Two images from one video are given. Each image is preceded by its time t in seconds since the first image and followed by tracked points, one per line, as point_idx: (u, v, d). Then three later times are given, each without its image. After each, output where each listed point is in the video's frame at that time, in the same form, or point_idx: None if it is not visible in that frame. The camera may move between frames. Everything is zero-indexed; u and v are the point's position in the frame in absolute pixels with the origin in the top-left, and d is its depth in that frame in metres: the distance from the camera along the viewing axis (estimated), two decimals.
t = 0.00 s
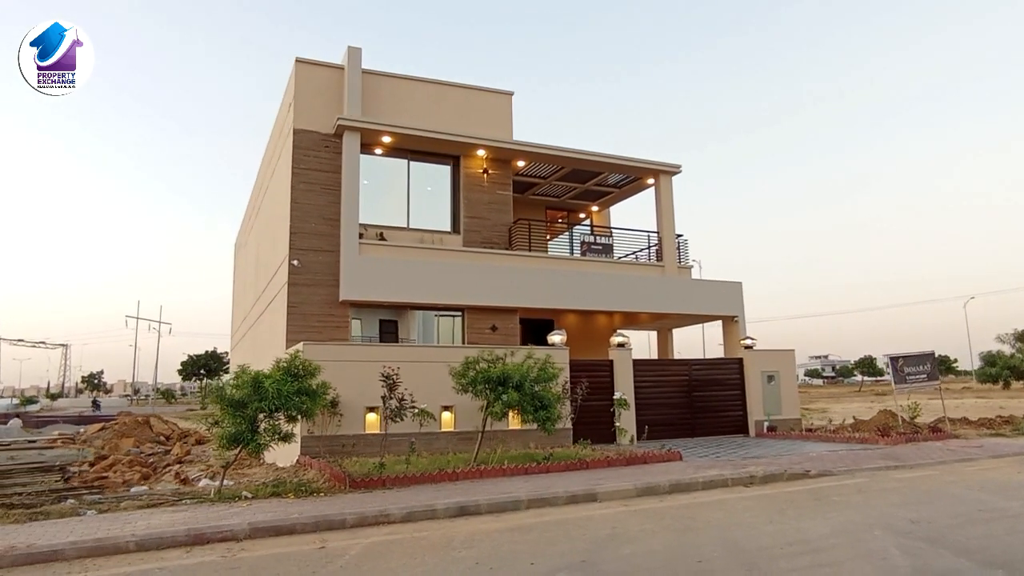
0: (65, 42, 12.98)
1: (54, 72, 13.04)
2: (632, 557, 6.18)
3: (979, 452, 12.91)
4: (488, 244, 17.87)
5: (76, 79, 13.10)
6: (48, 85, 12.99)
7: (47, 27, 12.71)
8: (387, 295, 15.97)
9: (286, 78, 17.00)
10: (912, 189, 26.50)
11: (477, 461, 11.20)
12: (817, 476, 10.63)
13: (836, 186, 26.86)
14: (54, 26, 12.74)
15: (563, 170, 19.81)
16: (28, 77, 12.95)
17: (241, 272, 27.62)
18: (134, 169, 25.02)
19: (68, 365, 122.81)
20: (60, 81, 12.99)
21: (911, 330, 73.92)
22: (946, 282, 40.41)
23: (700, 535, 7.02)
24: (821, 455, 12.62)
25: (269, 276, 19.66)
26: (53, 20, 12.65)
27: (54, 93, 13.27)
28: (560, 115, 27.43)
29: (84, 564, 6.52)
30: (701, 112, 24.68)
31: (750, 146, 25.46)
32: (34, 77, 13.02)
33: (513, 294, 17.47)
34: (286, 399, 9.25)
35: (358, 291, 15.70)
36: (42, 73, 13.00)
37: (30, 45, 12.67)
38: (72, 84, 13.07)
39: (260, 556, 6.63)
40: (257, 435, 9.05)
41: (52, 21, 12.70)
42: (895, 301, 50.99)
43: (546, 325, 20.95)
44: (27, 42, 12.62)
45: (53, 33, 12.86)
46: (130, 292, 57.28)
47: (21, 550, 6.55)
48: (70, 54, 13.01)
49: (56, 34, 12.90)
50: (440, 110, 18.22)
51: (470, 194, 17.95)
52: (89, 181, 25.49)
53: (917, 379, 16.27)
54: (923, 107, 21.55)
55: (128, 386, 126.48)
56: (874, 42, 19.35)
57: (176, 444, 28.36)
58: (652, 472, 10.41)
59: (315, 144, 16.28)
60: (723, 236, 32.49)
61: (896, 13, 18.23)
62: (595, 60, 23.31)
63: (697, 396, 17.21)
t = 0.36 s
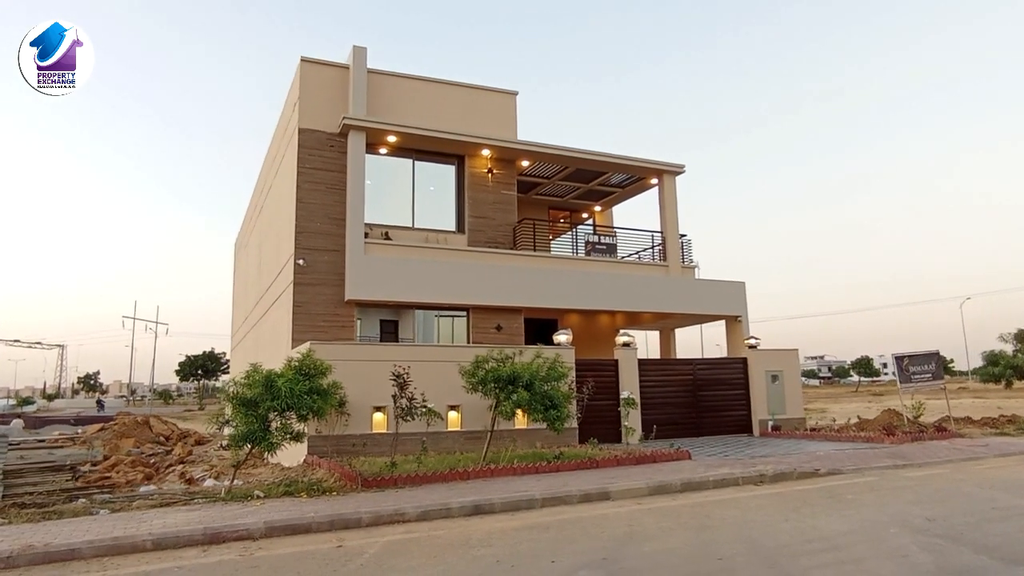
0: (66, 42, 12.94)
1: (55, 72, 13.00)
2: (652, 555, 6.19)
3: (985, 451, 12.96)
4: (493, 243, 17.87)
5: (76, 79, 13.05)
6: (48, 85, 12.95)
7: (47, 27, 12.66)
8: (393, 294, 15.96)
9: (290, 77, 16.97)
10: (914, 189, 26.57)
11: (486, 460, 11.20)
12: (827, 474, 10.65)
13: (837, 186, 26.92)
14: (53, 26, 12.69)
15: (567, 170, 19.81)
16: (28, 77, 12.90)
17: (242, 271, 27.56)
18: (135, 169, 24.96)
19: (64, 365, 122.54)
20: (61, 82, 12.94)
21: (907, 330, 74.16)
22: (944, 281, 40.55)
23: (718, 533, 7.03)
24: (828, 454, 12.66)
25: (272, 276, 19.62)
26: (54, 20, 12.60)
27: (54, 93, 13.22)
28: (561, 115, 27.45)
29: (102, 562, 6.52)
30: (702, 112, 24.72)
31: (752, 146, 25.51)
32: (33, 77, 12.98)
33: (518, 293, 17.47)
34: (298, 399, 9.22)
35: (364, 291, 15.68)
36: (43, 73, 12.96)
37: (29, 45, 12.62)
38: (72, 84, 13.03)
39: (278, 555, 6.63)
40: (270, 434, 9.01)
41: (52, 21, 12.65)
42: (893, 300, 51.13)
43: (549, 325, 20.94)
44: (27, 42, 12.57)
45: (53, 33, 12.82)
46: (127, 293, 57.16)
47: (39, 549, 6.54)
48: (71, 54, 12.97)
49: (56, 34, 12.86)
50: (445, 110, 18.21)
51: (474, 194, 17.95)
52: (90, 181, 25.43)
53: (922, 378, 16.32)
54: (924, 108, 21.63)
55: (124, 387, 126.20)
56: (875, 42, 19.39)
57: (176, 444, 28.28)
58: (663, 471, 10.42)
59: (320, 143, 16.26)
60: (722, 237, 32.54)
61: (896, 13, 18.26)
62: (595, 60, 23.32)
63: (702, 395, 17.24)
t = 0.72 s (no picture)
0: (65, 42, 12.89)
1: (54, 72, 12.95)
2: (666, 554, 6.22)
3: (987, 450, 13.03)
4: (495, 243, 17.88)
5: (76, 79, 12.99)
6: (48, 85, 12.90)
7: (47, 27, 12.61)
8: (395, 294, 15.95)
9: (293, 76, 16.95)
10: (911, 189, 26.70)
11: (493, 459, 11.20)
12: (832, 474, 10.69)
13: (835, 187, 27.02)
14: (53, 26, 12.63)
15: (569, 170, 19.84)
16: (28, 77, 12.84)
17: (241, 271, 27.46)
18: (134, 168, 24.90)
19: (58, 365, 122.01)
20: (60, 82, 12.89)
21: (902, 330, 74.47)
22: (941, 281, 40.73)
23: (730, 531, 7.06)
24: (831, 453, 12.72)
25: (273, 275, 19.57)
26: (54, 20, 12.54)
27: (54, 93, 13.15)
28: (560, 115, 27.49)
29: (115, 562, 6.51)
30: (701, 113, 24.78)
31: (751, 147, 25.59)
32: (33, 77, 12.92)
33: (520, 293, 17.47)
34: (307, 399, 9.22)
35: (367, 291, 15.68)
36: (42, 73, 12.90)
37: (29, 45, 12.56)
38: (72, 84, 12.97)
39: (292, 554, 6.62)
40: (278, 434, 8.98)
41: (51, 21, 12.59)
42: (889, 300, 51.35)
43: (550, 325, 20.97)
44: (27, 42, 12.51)
45: (53, 33, 12.76)
46: (123, 293, 56.95)
47: (51, 548, 6.53)
48: (70, 54, 12.92)
49: (56, 34, 12.81)
50: (447, 109, 18.22)
51: (476, 194, 17.96)
52: (89, 181, 25.35)
53: (923, 378, 16.40)
54: (923, 109, 21.73)
55: (118, 387, 125.71)
56: (875, 43, 19.47)
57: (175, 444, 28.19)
58: (669, 471, 10.45)
59: (323, 143, 16.25)
60: (719, 238, 32.69)
61: (896, 14, 18.34)
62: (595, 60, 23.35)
63: (703, 395, 17.28)
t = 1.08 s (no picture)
0: (65, 42, 12.83)
1: (54, 72, 12.87)
2: (676, 553, 6.26)
3: (981, 450, 13.20)
4: (492, 245, 17.93)
5: (76, 79, 12.94)
6: (48, 85, 12.81)
7: (47, 27, 12.53)
8: (393, 295, 15.95)
9: (290, 77, 16.91)
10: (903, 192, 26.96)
11: (494, 461, 11.23)
12: (830, 473, 10.80)
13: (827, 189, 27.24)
14: (53, 25, 12.57)
15: (565, 172, 19.92)
16: (28, 76, 12.76)
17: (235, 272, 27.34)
18: (127, 169, 24.75)
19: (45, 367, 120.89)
20: (61, 82, 12.82)
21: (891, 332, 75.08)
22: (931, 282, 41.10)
23: (736, 531, 7.12)
24: (828, 453, 12.84)
25: (268, 277, 19.51)
26: (54, 20, 12.48)
27: (52, 93, 13.06)
28: (555, 117, 27.56)
29: (124, 564, 6.50)
30: (695, 115, 24.90)
31: (744, 150, 25.75)
32: (33, 76, 12.84)
33: (518, 295, 17.52)
34: (311, 400, 9.24)
35: (365, 292, 15.66)
36: (42, 73, 12.82)
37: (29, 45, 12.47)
38: (72, 84, 12.91)
39: (301, 555, 6.63)
40: (283, 435, 8.99)
41: (52, 20, 12.54)
42: (878, 301, 51.77)
43: (546, 326, 21.03)
44: (27, 42, 12.43)
45: (52, 32, 12.70)
46: (112, 294, 56.56)
47: (59, 551, 6.51)
48: (71, 54, 12.87)
49: (55, 34, 12.75)
50: (445, 111, 18.25)
51: (474, 195, 18.00)
52: (81, 182, 25.17)
53: (916, 379, 16.59)
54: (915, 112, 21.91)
55: (106, 389, 124.71)
56: (868, 47, 19.64)
57: (167, 446, 28.02)
58: (670, 471, 10.52)
59: (321, 144, 16.24)
60: (712, 240, 32.87)
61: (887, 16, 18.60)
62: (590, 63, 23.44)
63: (700, 396, 17.38)
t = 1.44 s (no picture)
0: (65, 42, 12.60)
1: (55, 72, 12.64)
2: (662, 549, 6.41)
3: (946, 448, 13.62)
4: (472, 245, 18.00)
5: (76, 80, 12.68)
6: (48, 85, 12.57)
7: (47, 27, 12.31)
8: (373, 294, 15.92)
9: (271, 74, 16.80)
10: (871, 196, 27.59)
11: (477, 460, 11.31)
12: (805, 471, 11.07)
13: (798, 193, 27.78)
14: (53, 25, 12.34)
15: (544, 173, 20.06)
16: (28, 77, 12.52)
17: (209, 270, 26.99)
18: (97, 167, 24.27)
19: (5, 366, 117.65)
20: (61, 82, 12.58)
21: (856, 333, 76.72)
22: (895, 281, 42.14)
23: (718, 527, 7.30)
24: (801, 452, 13.16)
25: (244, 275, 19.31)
26: (54, 20, 12.25)
27: (52, 94, 12.83)
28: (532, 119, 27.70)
29: (111, 565, 6.44)
30: (671, 119, 25.21)
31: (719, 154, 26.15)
32: (33, 77, 12.62)
33: (496, 295, 17.59)
34: (297, 399, 9.24)
35: (345, 291, 15.62)
36: (42, 73, 12.59)
37: (29, 45, 12.25)
38: (73, 85, 12.66)
39: (290, 554, 6.63)
40: (267, 435, 8.98)
41: (52, 20, 12.29)
42: (845, 302, 52.86)
43: (524, 326, 21.16)
44: (27, 42, 12.21)
45: (53, 32, 12.47)
46: (77, 292, 55.31)
47: (43, 552, 6.42)
48: (71, 54, 12.64)
49: (56, 34, 12.52)
50: (425, 111, 18.27)
51: (453, 196, 18.05)
52: (48, 178, 24.61)
53: (885, 379, 17.05)
54: (886, 120, 22.39)
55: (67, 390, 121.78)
56: (841, 55, 20.07)
57: (136, 447, 27.54)
58: (650, 470, 10.69)
59: (301, 142, 16.15)
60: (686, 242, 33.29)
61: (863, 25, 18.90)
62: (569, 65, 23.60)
63: (676, 396, 17.64)
